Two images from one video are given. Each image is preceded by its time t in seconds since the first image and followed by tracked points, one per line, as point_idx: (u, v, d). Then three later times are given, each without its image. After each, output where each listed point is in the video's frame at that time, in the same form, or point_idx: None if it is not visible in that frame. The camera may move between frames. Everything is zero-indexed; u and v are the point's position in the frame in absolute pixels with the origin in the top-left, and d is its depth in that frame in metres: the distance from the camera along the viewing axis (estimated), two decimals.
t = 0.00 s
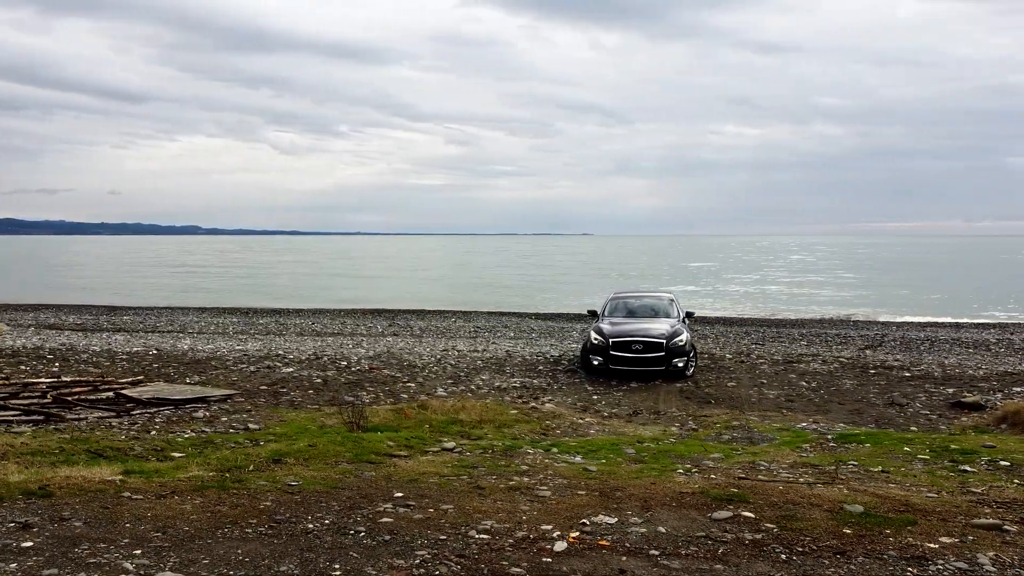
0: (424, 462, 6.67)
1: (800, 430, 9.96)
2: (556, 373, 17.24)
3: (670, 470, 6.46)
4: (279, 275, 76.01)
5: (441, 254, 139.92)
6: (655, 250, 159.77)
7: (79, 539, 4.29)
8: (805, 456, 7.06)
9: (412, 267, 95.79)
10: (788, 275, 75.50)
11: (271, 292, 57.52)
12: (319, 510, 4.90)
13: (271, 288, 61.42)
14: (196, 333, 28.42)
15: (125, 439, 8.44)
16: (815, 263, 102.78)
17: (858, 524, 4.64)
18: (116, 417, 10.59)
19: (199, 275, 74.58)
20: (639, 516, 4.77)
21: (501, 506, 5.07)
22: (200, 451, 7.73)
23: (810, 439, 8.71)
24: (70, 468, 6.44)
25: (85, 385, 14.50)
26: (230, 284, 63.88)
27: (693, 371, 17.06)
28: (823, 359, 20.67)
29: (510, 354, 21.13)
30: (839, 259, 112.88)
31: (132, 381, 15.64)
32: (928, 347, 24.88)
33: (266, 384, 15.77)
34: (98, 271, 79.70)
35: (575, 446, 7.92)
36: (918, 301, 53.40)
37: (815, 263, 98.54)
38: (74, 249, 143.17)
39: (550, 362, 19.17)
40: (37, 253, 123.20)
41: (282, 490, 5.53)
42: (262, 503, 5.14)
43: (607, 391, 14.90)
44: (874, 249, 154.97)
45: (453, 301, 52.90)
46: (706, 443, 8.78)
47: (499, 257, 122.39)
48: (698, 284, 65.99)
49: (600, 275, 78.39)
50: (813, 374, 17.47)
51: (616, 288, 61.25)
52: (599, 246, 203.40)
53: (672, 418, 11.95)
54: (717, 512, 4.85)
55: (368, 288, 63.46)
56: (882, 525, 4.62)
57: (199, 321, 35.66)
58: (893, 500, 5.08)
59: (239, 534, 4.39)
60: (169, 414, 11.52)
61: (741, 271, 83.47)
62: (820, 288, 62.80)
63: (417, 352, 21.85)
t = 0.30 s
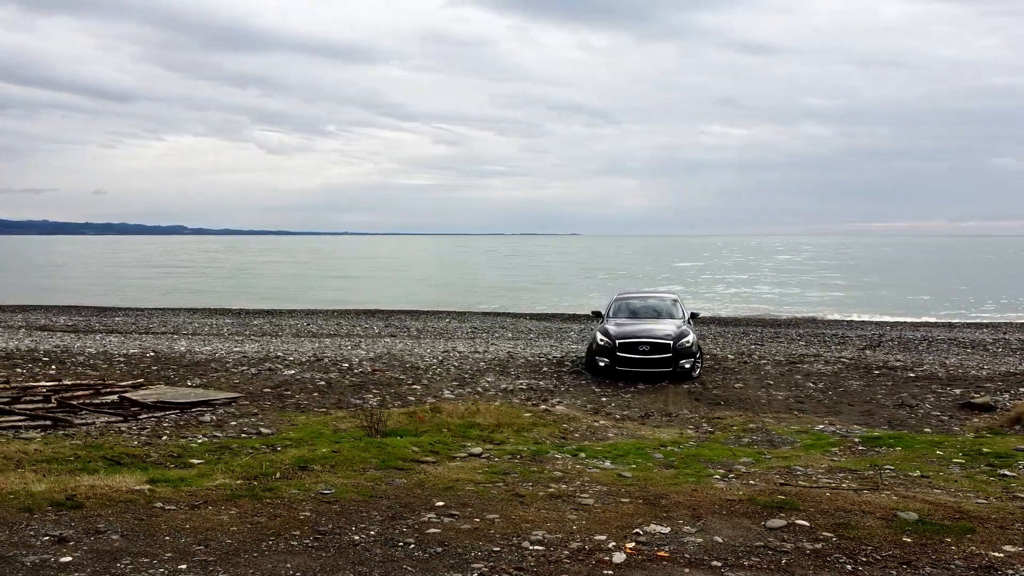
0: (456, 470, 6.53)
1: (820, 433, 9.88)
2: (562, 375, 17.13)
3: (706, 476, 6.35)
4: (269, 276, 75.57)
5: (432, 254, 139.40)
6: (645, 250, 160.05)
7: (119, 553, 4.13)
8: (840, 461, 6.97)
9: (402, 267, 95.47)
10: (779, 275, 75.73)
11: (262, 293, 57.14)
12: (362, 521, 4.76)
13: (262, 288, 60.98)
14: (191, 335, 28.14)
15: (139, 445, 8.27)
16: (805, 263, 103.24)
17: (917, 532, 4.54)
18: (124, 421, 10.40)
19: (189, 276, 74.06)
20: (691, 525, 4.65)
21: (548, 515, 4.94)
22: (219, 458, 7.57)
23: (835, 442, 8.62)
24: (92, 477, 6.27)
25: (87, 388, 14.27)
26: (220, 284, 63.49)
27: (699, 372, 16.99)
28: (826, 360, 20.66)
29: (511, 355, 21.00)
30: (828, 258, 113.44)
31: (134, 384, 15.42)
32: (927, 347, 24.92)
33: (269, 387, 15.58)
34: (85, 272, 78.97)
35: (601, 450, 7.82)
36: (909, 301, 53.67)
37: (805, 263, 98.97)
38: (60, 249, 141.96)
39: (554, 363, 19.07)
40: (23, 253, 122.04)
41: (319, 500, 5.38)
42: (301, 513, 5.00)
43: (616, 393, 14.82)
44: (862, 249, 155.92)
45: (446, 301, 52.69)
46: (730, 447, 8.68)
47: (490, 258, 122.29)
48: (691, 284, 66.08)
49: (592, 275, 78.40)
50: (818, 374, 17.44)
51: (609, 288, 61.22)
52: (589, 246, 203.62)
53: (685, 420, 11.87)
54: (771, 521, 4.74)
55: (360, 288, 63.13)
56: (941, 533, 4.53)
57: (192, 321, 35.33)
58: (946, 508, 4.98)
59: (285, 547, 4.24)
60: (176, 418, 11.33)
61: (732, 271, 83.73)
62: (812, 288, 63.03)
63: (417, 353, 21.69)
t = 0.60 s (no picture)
0: (488, 476, 6.40)
1: (838, 436, 9.84)
2: (567, 376, 17.03)
3: (743, 481, 6.27)
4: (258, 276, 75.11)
5: (421, 254, 138.97)
6: (633, 250, 160.47)
7: (164, 567, 3.99)
8: (871, 465, 6.91)
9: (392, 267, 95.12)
10: (769, 275, 76.02)
11: (252, 293, 56.71)
12: (408, 531, 4.63)
13: (252, 289, 60.54)
14: (185, 336, 27.83)
15: (154, 451, 8.10)
16: (794, 263, 103.79)
17: (976, 539, 4.46)
18: (132, 426, 10.21)
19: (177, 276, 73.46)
20: (746, 533, 4.56)
21: (596, 523, 4.84)
22: (239, 464, 7.40)
23: (858, 445, 8.56)
24: (115, 486, 6.10)
25: (88, 391, 14.03)
26: (209, 285, 63.04)
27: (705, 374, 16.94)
28: (828, 360, 20.70)
29: (513, 357, 20.89)
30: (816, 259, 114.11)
31: (134, 386, 15.20)
32: (925, 347, 25.00)
33: (272, 389, 15.40)
34: (70, 273, 78.16)
35: (627, 455, 7.73)
36: (899, 301, 54.01)
37: (793, 263, 99.55)
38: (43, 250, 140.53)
39: (556, 365, 18.97)
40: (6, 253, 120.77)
41: (357, 508, 5.24)
42: (343, 522, 4.86)
43: (623, 394, 14.73)
44: (848, 250, 156.96)
45: (438, 302, 52.45)
46: (753, 450, 8.62)
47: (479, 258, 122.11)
48: (682, 284, 66.20)
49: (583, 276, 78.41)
50: (822, 375, 17.44)
51: (601, 288, 61.18)
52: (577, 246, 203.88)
53: (698, 422, 11.80)
54: (826, 528, 4.65)
55: (351, 288, 62.83)
56: (999, 539, 4.46)
57: (184, 323, 34.99)
58: (999, 514, 4.91)
59: (336, 560, 4.11)
60: (183, 422, 11.15)
61: (722, 271, 84.02)
62: (802, 288, 63.26)
63: (417, 355, 21.52)
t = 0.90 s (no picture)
0: (522, 481, 6.28)
1: (856, 438, 9.79)
2: (571, 378, 16.94)
3: (779, 485, 6.20)
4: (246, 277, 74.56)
5: (410, 254, 138.45)
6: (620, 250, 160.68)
7: None
8: (904, 468, 6.85)
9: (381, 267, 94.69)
10: (758, 275, 76.28)
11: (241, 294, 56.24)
12: (458, 541, 4.50)
13: (241, 289, 60.05)
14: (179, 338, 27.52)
15: (170, 457, 7.92)
16: (781, 263, 104.32)
17: None
18: (141, 431, 10.01)
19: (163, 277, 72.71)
20: (803, 540, 4.47)
21: (646, 530, 4.74)
22: (261, 469, 7.23)
23: (880, 448, 8.51)
24: (141, 494, 5.92)
25: (88, 394, 13.77)
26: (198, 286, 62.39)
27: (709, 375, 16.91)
28: (828, 360, 20.73)
29: (513, 358, 20.77)
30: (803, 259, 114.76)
31: (134, 389, 14.94)
32: (922, 347, 25.09)
33: (274, 391, 15.20)
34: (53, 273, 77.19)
35: (655, 458, 7.63)
36: (888, 301, 54.34)
37: (781, 263, 100.03)
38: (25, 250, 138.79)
39: (559, 366, 18.88)
40: None
41: (397, 517, 5.10)
42: (387, 531, 4.73)
43: (631, 396, 14.65)
44: (833, 250, 157.96)
45: (429, 302, 52.20)
46: (776, 453, 8.55)
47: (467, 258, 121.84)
48: (673, 284, 66.32)
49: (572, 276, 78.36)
50: (825, 375, 17.45)
51: (592, 289, 61.09)
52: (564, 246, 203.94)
53: (710, 424, 11.73)
54: (882, 534, 4.57)
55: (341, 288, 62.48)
56: None
57: (175, 324, 34.61)
58: None
59: (391, 572, 3.98)
60: (190, 426, 10.96)
61: (711, 271, 84.26)
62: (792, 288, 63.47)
63: (416, 356, 21.36)
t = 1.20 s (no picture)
0: (557, 486, 6.19)
1: (873, 439, 9.77)
2: (575, 379, 16.85)
3: (816, 489, 6.14)
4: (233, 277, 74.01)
5: (396, 254, 137.75)
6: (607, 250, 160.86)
7: None
8: (937, 470, 6.80)
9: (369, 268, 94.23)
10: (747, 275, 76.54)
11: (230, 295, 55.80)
12: (510, 550, 4.39)
13: (229, 290, 59.50)
14: (171, 339, 27.19)
15: (187, 462, 7.76)
16: (769, 263, 104.83)
17: None
18: (150, 435, 9.81)
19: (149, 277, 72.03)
20: (861, 547, 4.41)
21: (699, 537, 4.65)
22: (284, 475, 7.09)
23: (903, 450, 8.47)
24: (167, 502, 5.78)
25: (89, 398, 13.53)
26: (186, 286, 61.74)
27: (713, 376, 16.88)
28: (827, 360, 20.76)
29: (513, 359, 20.68)
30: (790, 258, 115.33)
31: (134, 392, 14.70)
32: (917, 347, 25.22)
33: (276, 394, 15.02)
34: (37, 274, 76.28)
35: (682, 462, 7.55)
36: (877, 301, 54.69)
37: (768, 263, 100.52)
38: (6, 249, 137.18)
39: (561, 367, 18.79)
40: None
41: (440, 525, 5.00)
42: (435, 540, 4.63)
43: (638, 397, 14.59)
44: (819, 250, 158.83)
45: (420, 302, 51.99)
46: (798, 455, 8.50)
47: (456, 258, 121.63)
48: (663, 284, 66.44)
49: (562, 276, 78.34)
50: (828, 375, 17.46)
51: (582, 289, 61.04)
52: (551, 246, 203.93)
53: (722, 426, 11.68)
54: (938, 540, 4.50)
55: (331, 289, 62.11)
56: None
57: (166, 325, 34.26)
58: None
59: None
60: (198, 430, 10.79)
61: (700, 271, 84.51)
62: (781, 288, 63.72)
63: (415, 357, 21.21)
